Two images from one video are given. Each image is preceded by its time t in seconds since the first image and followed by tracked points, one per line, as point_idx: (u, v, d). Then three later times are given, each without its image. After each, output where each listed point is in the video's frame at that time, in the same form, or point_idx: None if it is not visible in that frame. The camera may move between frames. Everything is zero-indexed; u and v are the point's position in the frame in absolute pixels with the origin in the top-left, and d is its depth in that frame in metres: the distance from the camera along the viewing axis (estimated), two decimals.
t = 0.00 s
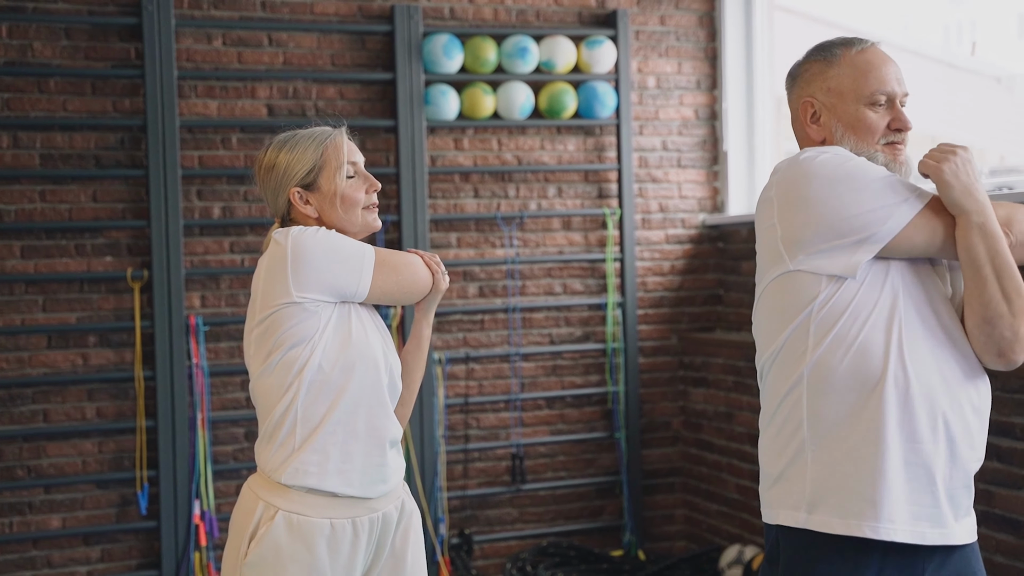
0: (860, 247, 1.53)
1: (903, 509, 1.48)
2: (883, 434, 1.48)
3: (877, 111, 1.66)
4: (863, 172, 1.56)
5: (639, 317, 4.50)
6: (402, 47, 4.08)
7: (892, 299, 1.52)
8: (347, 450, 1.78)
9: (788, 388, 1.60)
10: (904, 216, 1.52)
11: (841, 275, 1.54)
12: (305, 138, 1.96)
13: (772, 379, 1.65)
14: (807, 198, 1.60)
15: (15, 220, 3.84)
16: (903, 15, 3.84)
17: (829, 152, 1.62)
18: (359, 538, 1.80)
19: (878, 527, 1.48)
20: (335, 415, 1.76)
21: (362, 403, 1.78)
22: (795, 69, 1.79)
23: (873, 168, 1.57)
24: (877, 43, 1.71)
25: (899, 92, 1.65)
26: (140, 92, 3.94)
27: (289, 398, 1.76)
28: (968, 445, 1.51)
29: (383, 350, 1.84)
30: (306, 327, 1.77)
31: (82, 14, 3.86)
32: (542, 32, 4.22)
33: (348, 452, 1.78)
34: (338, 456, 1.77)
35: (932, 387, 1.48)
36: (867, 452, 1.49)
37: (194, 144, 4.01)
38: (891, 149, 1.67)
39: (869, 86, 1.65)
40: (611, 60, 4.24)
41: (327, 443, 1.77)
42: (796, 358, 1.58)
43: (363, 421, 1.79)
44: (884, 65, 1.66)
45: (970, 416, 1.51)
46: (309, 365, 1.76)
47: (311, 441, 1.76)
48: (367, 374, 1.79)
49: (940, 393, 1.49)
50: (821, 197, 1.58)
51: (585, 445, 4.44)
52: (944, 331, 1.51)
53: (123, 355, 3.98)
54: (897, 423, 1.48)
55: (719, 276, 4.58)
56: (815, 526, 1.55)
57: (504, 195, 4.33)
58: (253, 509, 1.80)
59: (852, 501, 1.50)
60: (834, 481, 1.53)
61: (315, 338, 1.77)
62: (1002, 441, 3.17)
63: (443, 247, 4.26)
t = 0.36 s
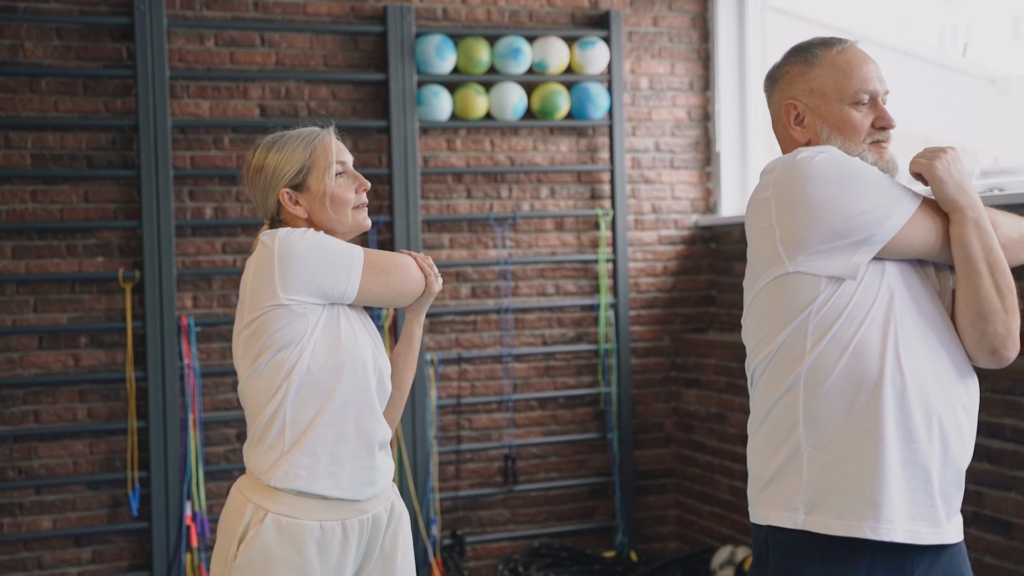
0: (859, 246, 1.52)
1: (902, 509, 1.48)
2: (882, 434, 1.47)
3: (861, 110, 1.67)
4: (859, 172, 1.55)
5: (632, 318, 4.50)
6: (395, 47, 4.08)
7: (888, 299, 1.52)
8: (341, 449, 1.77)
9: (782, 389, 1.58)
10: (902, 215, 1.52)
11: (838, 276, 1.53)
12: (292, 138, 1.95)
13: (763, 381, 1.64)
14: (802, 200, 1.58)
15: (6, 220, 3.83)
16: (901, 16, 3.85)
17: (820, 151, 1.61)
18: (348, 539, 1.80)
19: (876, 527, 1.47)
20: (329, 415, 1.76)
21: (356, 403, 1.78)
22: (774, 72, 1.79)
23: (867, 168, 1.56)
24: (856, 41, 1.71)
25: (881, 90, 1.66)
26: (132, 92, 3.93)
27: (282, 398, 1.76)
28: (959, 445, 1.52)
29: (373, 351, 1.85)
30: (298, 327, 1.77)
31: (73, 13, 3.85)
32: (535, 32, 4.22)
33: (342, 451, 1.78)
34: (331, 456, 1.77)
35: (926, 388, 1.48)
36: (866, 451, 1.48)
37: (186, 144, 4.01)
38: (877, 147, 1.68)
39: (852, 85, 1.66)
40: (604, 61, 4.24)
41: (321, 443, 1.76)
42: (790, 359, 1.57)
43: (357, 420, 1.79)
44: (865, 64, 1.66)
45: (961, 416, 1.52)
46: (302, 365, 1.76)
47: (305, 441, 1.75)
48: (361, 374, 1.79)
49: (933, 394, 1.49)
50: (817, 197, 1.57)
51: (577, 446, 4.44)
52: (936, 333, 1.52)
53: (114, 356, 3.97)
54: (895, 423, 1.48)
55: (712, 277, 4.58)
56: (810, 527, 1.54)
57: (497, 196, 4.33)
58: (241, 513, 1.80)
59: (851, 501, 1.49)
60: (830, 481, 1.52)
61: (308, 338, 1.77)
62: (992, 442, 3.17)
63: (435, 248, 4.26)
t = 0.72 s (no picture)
0: (854, 246, 1.53)
1: (895, 509, 1.48)
2: (876, 434, 1.47)
3: (847, 113, 1.67)
4: (852, 172, 1.55)
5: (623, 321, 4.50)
6: (386, 50, 4.08)
7: (880, 299, 1.52)
8: (333, 450, 1.77)
9: (773, 391, 1.57)
10: (895, 214, 1.53)
11: (835, 276, 1.53)
12: (283, 140, 1.95)
13: (752, 383, 1.63)
14: (796, 200, 1.57)
15: None
16: (894, 19, 3.85)
17: (811, 152, 1.60)
18: (337, 543, 1.79)
19: (871, 528, 1.47)
20: (321, 415, 1.76)
21: (349, 403, 1.78)
22: (761, 74, 1.80)
23: (859, 169, 1.57)
24: (843, 44, 1.72)
25: (867, 93, 1.66)
26: (122, 94, 3.93)
27: (275, 399, 1.75)
28: (949, 445, 1.52)
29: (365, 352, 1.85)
30: (289, 328, 1.77)
31: (64, 15, 3.85)
32: (526, 34, 4.22)
33: (334, 452, 1.77)
34: (322, 457, 1.76)
35: (918, 388, 1.49)
36: (861, 452, 1.48)
37: (177, 146, 4.00)
38: (864, 150, 1.68)
39: (838, 89, 1.66)
40: (596, 64, 4.24)
41: (313, 443, 1.76)
42: (782, 360, 1.56)
43: (349, 421, 1.79)
44: (850, 66, 1.67)
45: (951, 417, 1.52)
46: (294, 366, 1.76)
47: (297, 441, 1.75)
48: (353, 374, 1.79)
49: (925, 395, 1.49)
50: (811, 198, 1.56)
51: (569, 448, 4.44)
52: (926, 335, 1.52)
53: (105, 358, 3.96)
54: (889, 424, 1.48)
55: (703, 279, 4.58)
56: (803, 528, 1.53)
57: (488, 198, 4.32)
58: (230, 515, 1.80)
59: (846, 502, 1.49)
60: (824, 482, 1.51)
61: (299, 339, 1.77)
62: (981, 444, 3.17)
63: (427, 250, 4.25)
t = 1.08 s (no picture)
0: (843, 247, 1.51)
1: (882, 508, 1.47)
2: (864, 434, 1.46)
3: (829, 113, 1.67)
4: (840, 173, 1.54)
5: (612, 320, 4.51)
6: (376, 50, 4.07)
7: (868, 298, 1.51)
8: (324, 451, 1.77)
9: (760, 391, 1.56)
10: (882, 214, 1.52)
11: (823, 276, 1.51)
12: (275, 140, 1.94)
13: (738, 384, 1.62)
14: (784, 200, 1.56)
15: None
16: (885, 20, 3.86)
17: (798, 152, 1.59)
18: (329, 544, 1.80)
19: (858, 527, 1.46)
20: (313, 416, 1.75)
21: (339, 404, 1.77)
22: (744, 75, 1.79)
23: (847, 168, 1.56)
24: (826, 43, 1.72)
25: (850, 92, 1.66)
26: (110, 93, 3.92)
27: (266, 401, 1.74)
28: (935, 445, 1.52)
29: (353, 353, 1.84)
30: (280, 329, 1.76)
31: (52, 15, 3.83)
32: (516, 35, 4.22)
33: (325, 453, 1.77)
34: (313, 459, 1.76)
35: (905, 388, 1.48)
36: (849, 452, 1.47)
37: (166, 146, 3.99)
38: (848, 149, 1.68)
39: (821, 88, 1.66)
40: (585, 64, 4.24)
41: (305, 444, 1.75)
42: (769, 361, 1.55)
43: (341, 421, 1.78)
44: (833, 66, 1.67)
45: (937, 417, 1.52)
46: (285, 367, 1.74)
47: (288, 442, 1.74)
48: (344, 375, 1.78)
49: (911, 395, 1.49)
50: (799, 198, 1.55)
51: (558, 448, 4.45)
52: (912, 335, 1.52)
53: (93, 359, 3.96)
54: (876, 424, 1.47)
55: (693, 279, 4.59)
56: (789, 529, 1.52)
57: (478, 198, 4.32)
58: (221, 517, 1.79)
59: (833, 501, 1.48)
60: (811, 482, 1.50)
61: (291, 341, 1.76)
62: (968, 444, 3.18)
63: (416, 250, 4.25)
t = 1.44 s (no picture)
0: (829, 248, 1.51)
1: (870, 509, 1.47)
2: (852, 435, 1.46)
3: (815, 110, 1.67)
4: (826, 173, 1.53)
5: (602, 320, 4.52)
6: (364, 50, 4.07)
7: (855, 299, 1.51)
8: (314, 451, 1.75)
9: (746, 392, 1.56)
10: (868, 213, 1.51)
11: (810, 276, 1.51)
12: (264, 140, 1.91)
13: (725, 385, 1.61)
14: (770, 201, 1.55)
15: None
16: (875, 20, 3.86)
17: (783, 152, 1.58)
18: (319, 545, 1.78)
19: (846, 528, 1.46)
20: (303, 415, 1.74)
21: (329, 404, 1.76)
22: (727, 76, 1.79)
23: (832, 168, 1.55)
24: (808, 42, 1.72)
25: (835, 89, 1.66)
26: (98, 94, 3.91)
27: (256, 401, 1.73)
28: (922, 445, 1.52)
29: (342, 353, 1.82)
30: (270, 329, 1.73)
31: (39, 15, 3.83)
32: (504, 35, 4.22)
33: (315, 452, 1.75)
34: (303, 459, 1.74)
35: (892, 389, 1.48)
36: (836, 452, 1.47)
37: (154, 147, 3.99)
38: (834, 146, 1.68)
39: (805, 85, 1.66)
40: (574, 64, 4.25)
41: (295, 444, 1.74)
42: (756, 361, 1.55)
43: (331, 421, 1.76)
44: (817, 63, 1.67)
45: (924, 417, 1.52)
46: (275, 367, 1.73)
47: (278, 442, 1.73)
48: (334, 375, 1.76)
49: (898, 395, 1.49)
50: (785, 199, 1.53)
51: (547, 448, 4.45)
52: (899, 336, 1.52)
53: (81, 359, 3.95)
54: (863, 424, 1.47)
55: (682, 279, 4.60)
56: (777, 529, 1.51)
57: (467, 199, 4.33)
58: (209, 518, 1.77)
59: (821, 502, 1.48)
60: (798, 483, 1.50)
61: (281, 340, 1.74)
62: (955, 443, 3.19)
63: (405, 250, 4.26)
